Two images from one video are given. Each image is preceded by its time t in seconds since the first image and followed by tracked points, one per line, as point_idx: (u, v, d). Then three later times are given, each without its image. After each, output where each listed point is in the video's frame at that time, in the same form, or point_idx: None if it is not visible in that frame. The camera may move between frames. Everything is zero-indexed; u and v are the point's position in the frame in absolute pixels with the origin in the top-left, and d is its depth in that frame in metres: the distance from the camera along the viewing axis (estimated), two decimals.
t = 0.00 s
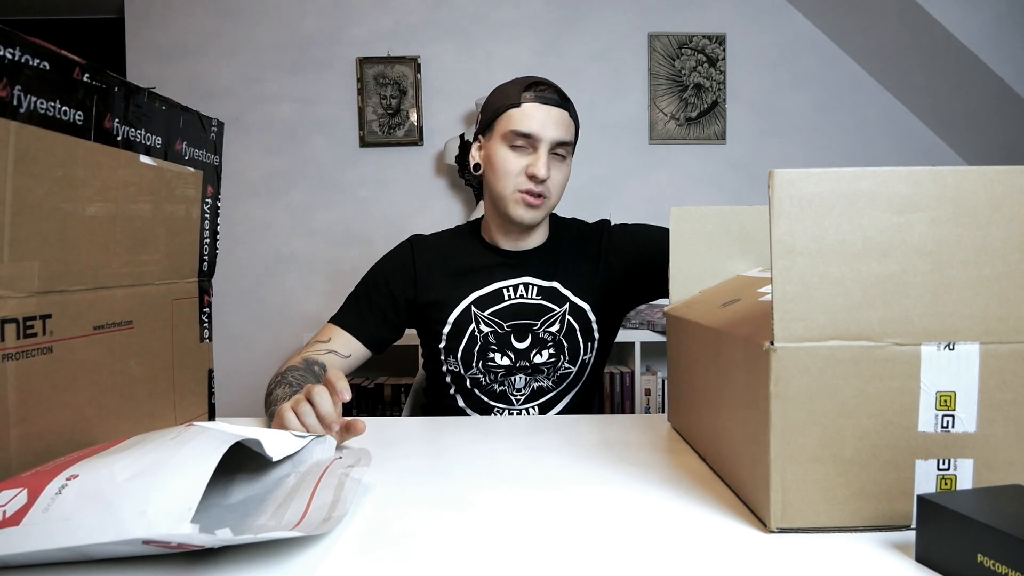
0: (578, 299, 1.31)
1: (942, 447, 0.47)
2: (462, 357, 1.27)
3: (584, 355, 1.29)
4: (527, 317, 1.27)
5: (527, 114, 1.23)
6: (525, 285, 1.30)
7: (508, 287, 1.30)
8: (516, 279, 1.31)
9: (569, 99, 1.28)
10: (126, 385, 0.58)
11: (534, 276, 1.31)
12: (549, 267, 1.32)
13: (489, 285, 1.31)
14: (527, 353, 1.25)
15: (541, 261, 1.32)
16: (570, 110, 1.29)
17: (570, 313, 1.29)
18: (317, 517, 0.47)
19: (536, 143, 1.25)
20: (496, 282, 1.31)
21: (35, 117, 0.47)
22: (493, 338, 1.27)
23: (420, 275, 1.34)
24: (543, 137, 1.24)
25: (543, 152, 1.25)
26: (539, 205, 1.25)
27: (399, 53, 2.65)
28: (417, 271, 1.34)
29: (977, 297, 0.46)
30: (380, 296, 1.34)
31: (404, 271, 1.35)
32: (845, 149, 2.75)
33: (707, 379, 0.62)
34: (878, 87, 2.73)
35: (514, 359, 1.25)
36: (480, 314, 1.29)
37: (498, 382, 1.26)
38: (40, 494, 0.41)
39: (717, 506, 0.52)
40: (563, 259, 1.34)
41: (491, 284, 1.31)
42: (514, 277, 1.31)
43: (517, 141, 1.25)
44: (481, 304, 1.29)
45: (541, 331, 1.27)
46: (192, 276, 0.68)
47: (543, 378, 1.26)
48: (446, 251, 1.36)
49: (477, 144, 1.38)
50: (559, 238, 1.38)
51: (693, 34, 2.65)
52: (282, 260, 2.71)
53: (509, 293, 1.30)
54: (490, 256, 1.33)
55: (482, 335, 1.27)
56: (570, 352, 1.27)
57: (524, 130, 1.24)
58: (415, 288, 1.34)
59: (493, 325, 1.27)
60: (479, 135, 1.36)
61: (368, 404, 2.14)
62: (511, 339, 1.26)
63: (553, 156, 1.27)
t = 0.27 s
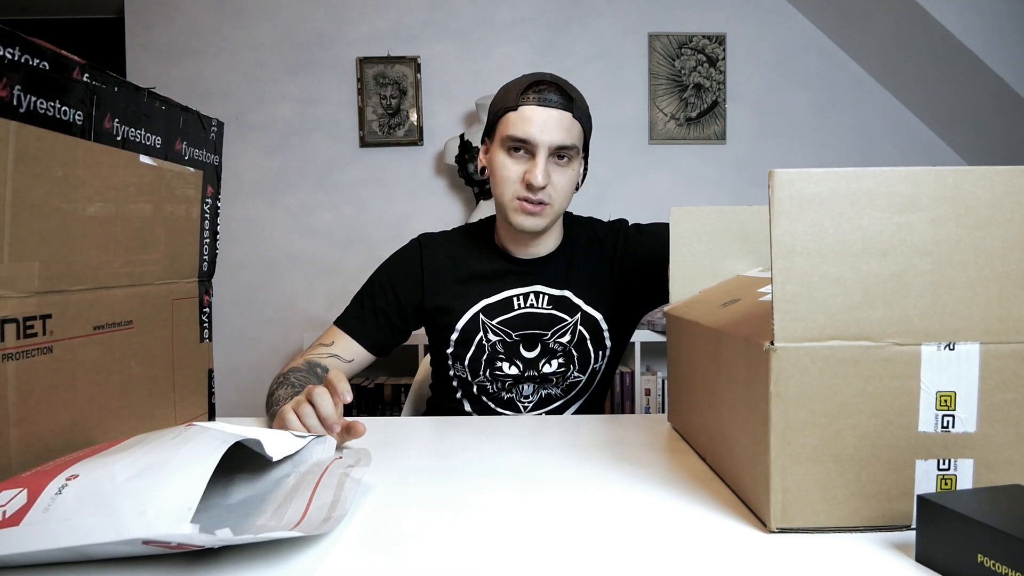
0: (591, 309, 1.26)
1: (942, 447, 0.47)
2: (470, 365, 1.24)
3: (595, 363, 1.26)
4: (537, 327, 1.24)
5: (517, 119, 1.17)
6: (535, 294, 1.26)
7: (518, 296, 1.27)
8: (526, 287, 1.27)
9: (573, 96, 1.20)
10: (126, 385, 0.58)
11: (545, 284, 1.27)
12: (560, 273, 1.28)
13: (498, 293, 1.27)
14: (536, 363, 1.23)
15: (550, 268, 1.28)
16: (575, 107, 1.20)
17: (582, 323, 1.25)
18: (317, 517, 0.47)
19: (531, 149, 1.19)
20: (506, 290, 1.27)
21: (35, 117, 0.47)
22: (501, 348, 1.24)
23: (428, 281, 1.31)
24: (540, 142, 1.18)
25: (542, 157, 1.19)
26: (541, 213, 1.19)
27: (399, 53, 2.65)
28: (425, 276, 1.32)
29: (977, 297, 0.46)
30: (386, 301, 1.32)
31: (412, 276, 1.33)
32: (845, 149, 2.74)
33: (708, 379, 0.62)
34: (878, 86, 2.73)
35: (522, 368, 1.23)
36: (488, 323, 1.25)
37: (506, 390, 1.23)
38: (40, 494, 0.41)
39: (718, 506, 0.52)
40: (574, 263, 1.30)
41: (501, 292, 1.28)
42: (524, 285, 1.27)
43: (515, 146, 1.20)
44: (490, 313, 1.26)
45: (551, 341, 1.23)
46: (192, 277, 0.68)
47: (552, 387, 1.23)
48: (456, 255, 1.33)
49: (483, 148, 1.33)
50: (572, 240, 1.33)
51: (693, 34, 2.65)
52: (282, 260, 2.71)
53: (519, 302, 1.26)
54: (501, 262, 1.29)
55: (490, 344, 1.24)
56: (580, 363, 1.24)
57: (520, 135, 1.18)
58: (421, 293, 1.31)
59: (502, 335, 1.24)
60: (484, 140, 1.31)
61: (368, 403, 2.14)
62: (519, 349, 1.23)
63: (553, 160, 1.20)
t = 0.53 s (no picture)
0: (595, 315, 1.26)
1: (942, 447, 0.47)
2: (473, 372, 1.25)
3: (600, 369, 1.26)
4: (542, 334, 1.24)
5: (516, 123, 1.16)
6: (539, 300, 1.26)
7: (522, 302, 1.26)
8: (530, 293, 1.26)
9: (573, 96, 1.18)
10: (126, 385, 0.58)
11: (549, 290, 1.26)
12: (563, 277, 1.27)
13: (502, 300, 1.27)
14: (540, 371, 1.23)
15: (554, 271, 1.27)
16: (577, 108, 1.18)
17: (587, 329, 1.25)
18: (317, 517, 0.47)
19: (531, 154, 1.17)
20: (509, 297, 1.27)
21: (35, 117, 0.47)
22: (505, 356, 1.24)
23: (428, 289, 1.31)
24: (539, 147, 1.16)
25: (542, 162, 1.17)
26: (542, 219, 1.18)
27: (399, 53, 2.65)
28: (425, 281, 1.31)
29: (977, 296, 0.46)
30: (385, 306, 1.32)
31: (412, 281, 1.32)
32: (845, 150, 2.75)
33: (708, 379, 0.62)
34: (878, 87, 2.73)
35: (526, 376, 1.23)
36: (491, 330, 1.25)
37: (509, 397, 1.24)
38: (39, 495, 0.41)
39: (717, 506, 0.52)
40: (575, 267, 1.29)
41: (505, 298, 1.27)
42: (528, 291, 1.26)
43: (515, 151, 1.18)
44: (493, 320, 1.26)
45: (555, 349, 1.23)
46: (192, 277, 0.68)
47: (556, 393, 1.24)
48: (456, 262, 1.32)
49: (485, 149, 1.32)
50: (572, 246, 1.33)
51: (693, 34, 2.65)
52: (282, 260, 2.71)
53: (523, 309, 1.26)
54: (503, 271, 1.28)
55: (494, 352, 1.25)
56: (585, 369, 1.24)
57: (519, 140, 1.17)
58: (421, 298, 1.31)
59: (505, 343, 1.24)
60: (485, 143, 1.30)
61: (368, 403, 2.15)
62: (523, 356, 1.23)
63: (554, 164, 1.18)
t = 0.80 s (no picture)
0: (588, 312, 1.26)
1: (942, 447, 0.47)
2: (466, 374, 1.24)
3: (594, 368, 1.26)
4: (535, 333, 1.23)
5: (496, 120, 1.15)
6: (532, 299, 1.26)
7: (514, 301, 1.26)
8: (523, 292, 1.26)
9: (554, 90, 1.17)
10: (126, 385, 0.58)
11: (542, 288, 1.26)
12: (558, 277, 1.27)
13: (494, 299, 1.26)
14: (534, 371, 1.22)
15: (551, 270, 1.27)
16: (559, 101, 1.17)
17: (580, 327, 1.25)
18: (317, 517, 0.47)
19: (513, 150, 1.17)
20: (501, 295, 1.26)
21: (35, 117, 0.47)
22: (498, 357, 1.23)
23: (416, 285, 1.30)
24: (520, 143, 1.16)
25: (525, 158, 1.17)
26: (528, 216, 1.18)
27: (399, 53, 2.65)
28: (412, 279, 1.31)
29: (977, 296, 0.46)
30: (370, 301, 1.31)
31: (399, 277, 1.32)
32: (845, 149, 2.75)
33: (708, 379, 0.62)
34: (878, 87, 2.73)
35: (520, 376, 1.22)
36: (484, 331, 1.24)
37: (503, 398, 1.24)
38: (40, 494, 0.41)
39: (717, 506, 0.52)
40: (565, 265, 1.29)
41: (497, 296, 1.26)
42: (520, 290, 1.26)
43: (497, 148, 1.18)
44: (485, 320, 1.25)
45: (548, 347, 1.23)
46: (192, 277, 0.68)
47: (550, 393, 1.24)
48: (445, 258, 1.32)
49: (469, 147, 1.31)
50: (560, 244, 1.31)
51: (693, 34, 2.65)
52: (282, 261, 2.71)
53: (516, 308, 1.25)
54: (492, 268, 1.28)
55: (486, 353, 1.23)
56: (579, 367, 1.24)
57: (501, 137, 1.16)
58: (408, 296, 1.31)
59: (498, 343, 1.23)
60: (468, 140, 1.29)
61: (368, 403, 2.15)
62: (517, 357, 1.22)
63: (537, 160, 1.18)
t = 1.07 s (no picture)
0: (563, 310, 1.26)
1: (943, 447, 0.47)
2: (444, 380, 1.24)
3: (574, 368, 1.26)
4: (510, 335, 1.24)
5: (444, 129, 1.10)
6: (504, 300, 1.25)
7: (487, 303, 1.25)
8: (494, 294, 1.25)
9: (503, 90, 1.11)
10: (127, 385, 0.58)
11: (514, 290, 1.26)
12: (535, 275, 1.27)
13: (466, 302, 1.25)
14: (512, 373, 1.24)
15: (523, 271, 1.26)
16: (510, 102, 1.11)
17: (556, 326, 1.26)
18: (317, 517, 0.47)
19: (466, 158, 1.13)
20: (473, 298, 1.25)
21: (34, 117, 0.47)
22: (474, 361, 1.23)
23: (389, 295, 1.27)
24: (471, 151, 1.12)
25: (479, 166, 1.13)
26: (488, 223, 1.16)
27: (399, 53, 2.65)
28: (385, 290, 1.28)
29: (977, 296, 0.46)
30: (341, 312, 1.28)
31: (370, 287, 1.29)
32: (845, 149, 2.75)
33: (708, 379, 0.62)
34: (879, 87, 2.73)
35: (498, 380, 1.24)
36: (458, 336, 1.24)
37: (484, 402, 1.24)
38: (40, 494, 0.41)
39: (717, 506, 0.52)
40: (544, 268, 1.28)
41: (468, 299, 1.25)
42: (492, 292, 1.25)
43: (449, 156, 1.14)
44: (457, 325, 1.24)
45: (525, 349, 1.24)
46: (192, 277, 0.68)
47: (530, 396, 1.25)
48: (413, 267, 1.29)
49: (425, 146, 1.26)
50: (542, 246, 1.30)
51: (693, 34, 2.65)
52: (281, 261, 2.71)
53: (489, 310, 1.25)
54: (463, 274, 1.26)
55: (462, 357, 1.24)
56: (556, 367, 1.25)
57: (451, 146, 1.12)
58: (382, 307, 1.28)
59: (473, 347, 1.24)
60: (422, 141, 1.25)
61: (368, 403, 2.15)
62: (493, 360, 1.23)
63: (492, 166, 1.15)
